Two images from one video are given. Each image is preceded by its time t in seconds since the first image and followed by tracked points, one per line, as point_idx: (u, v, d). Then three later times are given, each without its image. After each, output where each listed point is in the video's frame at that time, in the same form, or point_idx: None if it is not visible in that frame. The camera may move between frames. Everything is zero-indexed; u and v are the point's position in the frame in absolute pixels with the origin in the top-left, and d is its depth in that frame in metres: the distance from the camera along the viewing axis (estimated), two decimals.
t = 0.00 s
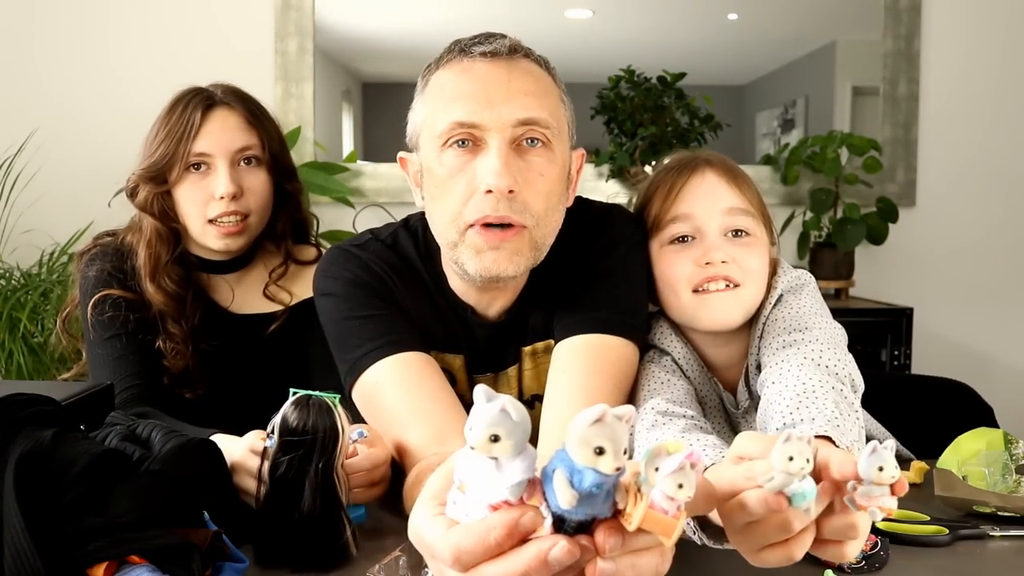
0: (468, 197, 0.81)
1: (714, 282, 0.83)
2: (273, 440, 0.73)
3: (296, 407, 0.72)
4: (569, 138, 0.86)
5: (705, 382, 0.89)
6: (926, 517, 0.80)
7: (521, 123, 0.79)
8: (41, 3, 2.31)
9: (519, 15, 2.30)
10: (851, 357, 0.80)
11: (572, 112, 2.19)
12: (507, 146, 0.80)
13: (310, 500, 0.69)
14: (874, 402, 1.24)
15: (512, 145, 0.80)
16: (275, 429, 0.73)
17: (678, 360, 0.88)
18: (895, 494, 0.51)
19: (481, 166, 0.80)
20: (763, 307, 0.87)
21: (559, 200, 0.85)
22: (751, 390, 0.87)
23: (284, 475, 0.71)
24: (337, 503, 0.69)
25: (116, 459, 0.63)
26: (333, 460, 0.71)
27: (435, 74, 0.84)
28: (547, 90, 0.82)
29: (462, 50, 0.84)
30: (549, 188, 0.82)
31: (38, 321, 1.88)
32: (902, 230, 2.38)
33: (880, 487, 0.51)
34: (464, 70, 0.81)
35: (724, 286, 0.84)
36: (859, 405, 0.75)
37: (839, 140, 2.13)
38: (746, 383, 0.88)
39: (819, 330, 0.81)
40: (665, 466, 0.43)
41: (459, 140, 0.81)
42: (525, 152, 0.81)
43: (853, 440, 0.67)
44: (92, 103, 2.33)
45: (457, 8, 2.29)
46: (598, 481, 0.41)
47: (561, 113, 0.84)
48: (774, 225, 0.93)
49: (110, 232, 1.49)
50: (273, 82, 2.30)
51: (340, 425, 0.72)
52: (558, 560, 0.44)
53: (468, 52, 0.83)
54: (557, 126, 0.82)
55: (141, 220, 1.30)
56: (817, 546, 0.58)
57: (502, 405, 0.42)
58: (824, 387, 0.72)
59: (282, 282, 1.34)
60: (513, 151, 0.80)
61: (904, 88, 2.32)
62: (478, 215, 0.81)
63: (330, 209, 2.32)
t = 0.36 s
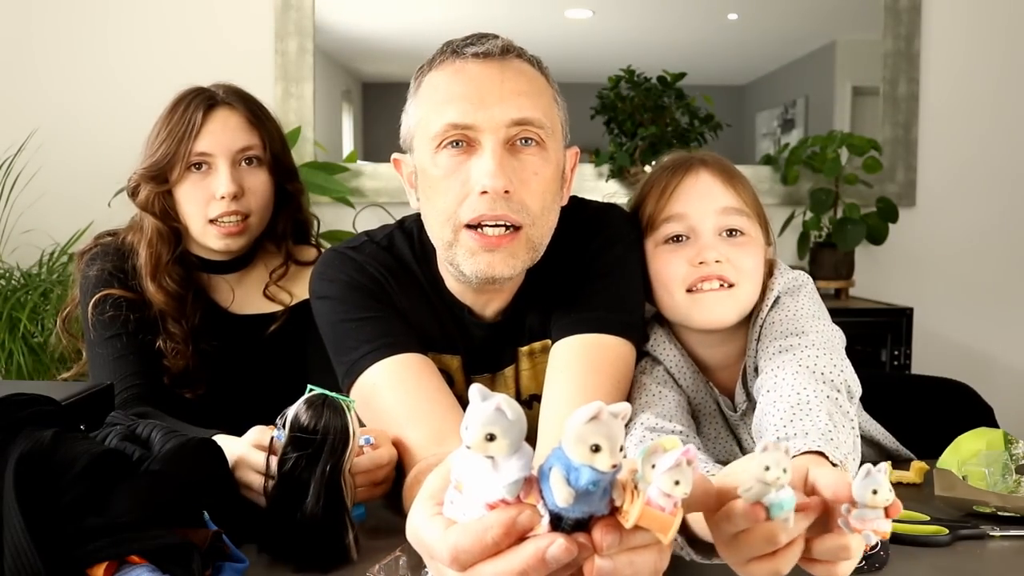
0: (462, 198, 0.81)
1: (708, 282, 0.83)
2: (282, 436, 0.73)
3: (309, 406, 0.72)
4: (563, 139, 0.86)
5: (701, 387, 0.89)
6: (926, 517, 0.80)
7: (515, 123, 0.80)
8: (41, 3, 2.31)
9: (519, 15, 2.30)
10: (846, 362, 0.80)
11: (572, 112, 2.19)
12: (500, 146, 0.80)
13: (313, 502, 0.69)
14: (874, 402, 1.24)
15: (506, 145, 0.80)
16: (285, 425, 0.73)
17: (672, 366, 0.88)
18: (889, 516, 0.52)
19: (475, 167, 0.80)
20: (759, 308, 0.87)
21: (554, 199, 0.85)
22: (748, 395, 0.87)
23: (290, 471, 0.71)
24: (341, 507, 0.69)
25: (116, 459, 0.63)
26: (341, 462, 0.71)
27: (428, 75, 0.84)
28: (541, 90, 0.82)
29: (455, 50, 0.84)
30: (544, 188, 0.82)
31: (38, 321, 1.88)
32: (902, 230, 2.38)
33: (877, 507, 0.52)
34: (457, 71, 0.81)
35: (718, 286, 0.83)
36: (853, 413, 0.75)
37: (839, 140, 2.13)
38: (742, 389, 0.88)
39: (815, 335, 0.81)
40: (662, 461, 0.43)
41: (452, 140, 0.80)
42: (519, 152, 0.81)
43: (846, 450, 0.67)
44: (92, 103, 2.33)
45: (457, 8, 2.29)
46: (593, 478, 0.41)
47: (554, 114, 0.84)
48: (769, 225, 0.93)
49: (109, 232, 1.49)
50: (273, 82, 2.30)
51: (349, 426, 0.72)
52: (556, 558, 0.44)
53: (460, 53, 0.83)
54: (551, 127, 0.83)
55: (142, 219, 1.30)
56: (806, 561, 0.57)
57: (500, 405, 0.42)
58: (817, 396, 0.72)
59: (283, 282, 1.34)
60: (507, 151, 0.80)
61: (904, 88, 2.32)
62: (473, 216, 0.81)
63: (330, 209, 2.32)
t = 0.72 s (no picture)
0: (462, 196, 0.81)
1: (710, 280, 0.83)
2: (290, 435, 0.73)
3: (315, 405, 0.72)
4: (562, 138, 0.86)
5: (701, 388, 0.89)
6: (926, 517, 0.80)
7: (514, 121, 0.80)
8: (41, 3, 2.31)
9: (519, 15, 2.30)
10: (848, 357, 0.80)
11: (572, 112, 2.19)
12: (500, 145, 0.80)
13: (320, 501, 0.69)
14: (874, 402, 1.24)
15: (505, 144, 0.80)
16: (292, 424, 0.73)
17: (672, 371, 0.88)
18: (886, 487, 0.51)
19: (475, 164, 0.80)
20: (758, 306, 0.87)
21: (554, 197, 0.85)
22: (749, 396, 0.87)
23: (297, 472, 0.71)
24: (347, 506, 0.69)
25: (116, 459, 0.63)
26: (348, 459, 0.71)
27: (427, 74, 0.84)
28: (540, 89, 0.82)
29: (454, 50, 0.84)
30: (543, 187, 0.82)
31: (38, 321, 1.88)
32: (902, 230, 2.38)
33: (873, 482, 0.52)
34: (456, 70, 0.81)
35: (720, 285, 0.84)
36: (853, 407, 0.75)
37: (839, 140, 2.13)
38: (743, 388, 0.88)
39: (816, 329, 0.81)
40: (663, 460, 0.43)
41: (453, 138, 0.80)
42: (519, 150, 0.81)
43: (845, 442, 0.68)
44: (92, 103, 2.33)
45: (457, 8, 2.29)
46: (593, 474, 0.41)
47: (553, 112, 0.84)
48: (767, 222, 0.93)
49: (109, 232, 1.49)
50: (273, 82, 2.30)
51: (357, 425, 0.72)
52: (557, 557, 0.44)
53: (459, 52, 0.83)
54: (549, 124, 0.83)
55: (142, 220, 1.30)
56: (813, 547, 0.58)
57: (500, 404, 0.42)
58: (815, 387, 0.72)
59: (283, 282, 1.34)
60: (506, 149, 0.80)
61: (904, 88, 2.32)
62: (473, 214, 0.81)
63: (330, 209, 2.32)
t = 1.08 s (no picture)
0: (462, 159, 0.79)
1: (714, 275, 0.82)
2: (298, 431, 0.74)
3: (324, 403, 0.72)
4: (559, 111, 0.86)
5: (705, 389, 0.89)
6: (926, 517, 0.80)
7: (510, 88, 0.79)
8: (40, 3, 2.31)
9: (519, 15, 2.30)
10: (864, 359, 0.80)
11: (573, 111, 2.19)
12: (498, 111, 0.79)
13: (330, 498, 0.69)
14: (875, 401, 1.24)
15: (502, 111, 0.79)
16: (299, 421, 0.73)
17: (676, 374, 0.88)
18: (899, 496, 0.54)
19: (474, 129, 0.79)
20: (771, 303, 0.88)
21: (552, 162, 0.84)
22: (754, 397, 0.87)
23: (306, 467, 0.72)
24: (356, 501, 0.70)
25: (116, 459, 0.63)
26: (357, 455, 0.72)
27: (429, 50, 0.85)
28: (535, 61, 0.82)
29: (453, 26, 0.85)
30: (542, 150, 0.81)
31: (38, 321, 1.88)
32: (902, 230, 2.38)
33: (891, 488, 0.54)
34: (455, 44, 0.81)
35: (724, 280, 0.83)
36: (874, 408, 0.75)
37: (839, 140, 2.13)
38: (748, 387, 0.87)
39: (833, 331, 0.82)
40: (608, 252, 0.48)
41: (452, 107, 0.80)
42: (517, 118, 0.80)
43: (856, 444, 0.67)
44: (91, 103, 2.33)
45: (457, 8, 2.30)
46: (560, 285, 0.47)
47: (550, 83, 0.84)
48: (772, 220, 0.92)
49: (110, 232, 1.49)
50: (273, 82, 2.30)
51: (364, 422, 0.72)
52: (531, 359, 0.49)
53: (458, 27, 0.84)
54: (545, 92, 0.82)
55: (143, 220, 1.30)
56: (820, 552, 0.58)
57: (474, 229, 0.49)
58: (839, 390, 0.72)
59: (283, 282, 1.34)
60: (505, 116, 0.79)
61: (904, 88, 2.33)
62: (473, 174, 0.79)
63: (329, 209, 2.32)
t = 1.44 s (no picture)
0: (486, 120, 1.10)
1: (693, 252, 0.90)
2: (295, 436, 0.75)
3: (323, 416, 0.73)
4: (569, 80, 1.17)
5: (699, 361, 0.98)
6: (926, 516, 0.79)
7: (526, 60, 1.11)
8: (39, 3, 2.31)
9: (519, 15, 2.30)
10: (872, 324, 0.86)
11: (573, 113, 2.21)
12: (515, 78, 1.10)
13: (321, 507, 0.71)
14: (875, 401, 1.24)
15: (520, 78, 1.11)
16: (299, 429, 0.74)
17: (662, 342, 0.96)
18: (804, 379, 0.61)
19: (495, 93, 1.10)
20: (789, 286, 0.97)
21: (561, 126, 1.14)
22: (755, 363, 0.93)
23: (301, 479, 0.73)
24: (347, 513, 0.71)
25: (116, 459, 0.63)
26: (352, 470, 0.72)
27: (460, 32, 1.16)
28: (547, 38, 1.13)
29: (480, 10, 1.16)
30: (550, 114, 1.11)
31: (38, 321, 1.88)
32: (902, 230, 2.39)
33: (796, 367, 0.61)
34: (481, 23, 1.13)
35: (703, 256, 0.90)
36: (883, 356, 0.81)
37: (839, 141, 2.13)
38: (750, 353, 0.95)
39: (843, 305, 0.88)
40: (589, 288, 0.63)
41: (478, 76, 1.12)
42: (531, 84, 1.11)
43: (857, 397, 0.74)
44: (91, 103, 2.33)
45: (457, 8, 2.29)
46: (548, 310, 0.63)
47: (561, 57, 1.15)
48: (768, 199, 0.98)
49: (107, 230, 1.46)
50: (273, 82, 2.30)
51: (360, 432, 0.73)
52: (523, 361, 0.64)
53: (484, 11, 1.15)
54: (555, 63, 1.13)
55: (151, 220, 1.24)
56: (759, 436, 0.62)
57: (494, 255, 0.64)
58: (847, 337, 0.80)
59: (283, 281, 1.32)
60: (521, 83, 1.11)
61: (904, 88, 2.32)
62: (495, 133, 1.10)
63: (329, 209, 2.32)
